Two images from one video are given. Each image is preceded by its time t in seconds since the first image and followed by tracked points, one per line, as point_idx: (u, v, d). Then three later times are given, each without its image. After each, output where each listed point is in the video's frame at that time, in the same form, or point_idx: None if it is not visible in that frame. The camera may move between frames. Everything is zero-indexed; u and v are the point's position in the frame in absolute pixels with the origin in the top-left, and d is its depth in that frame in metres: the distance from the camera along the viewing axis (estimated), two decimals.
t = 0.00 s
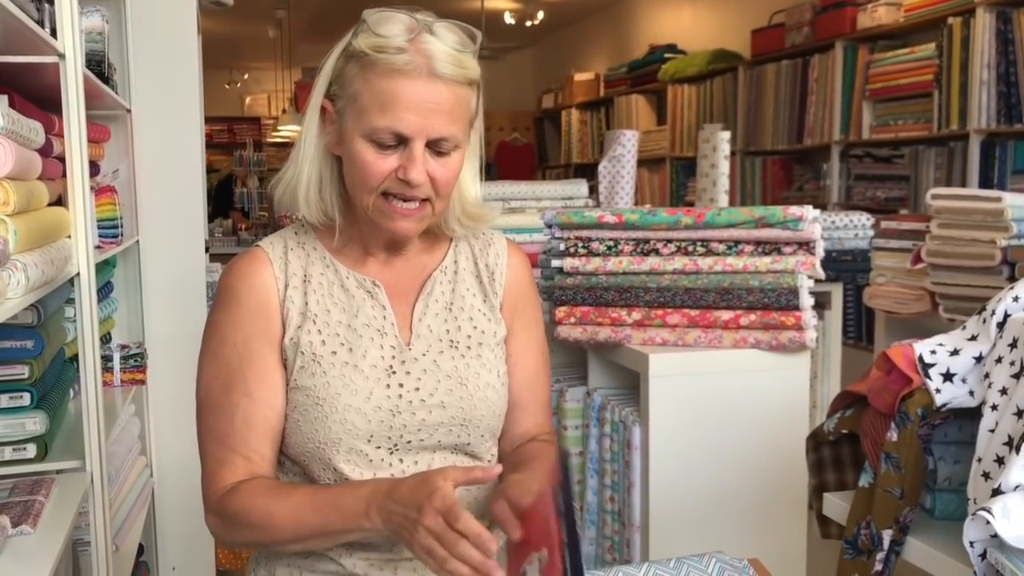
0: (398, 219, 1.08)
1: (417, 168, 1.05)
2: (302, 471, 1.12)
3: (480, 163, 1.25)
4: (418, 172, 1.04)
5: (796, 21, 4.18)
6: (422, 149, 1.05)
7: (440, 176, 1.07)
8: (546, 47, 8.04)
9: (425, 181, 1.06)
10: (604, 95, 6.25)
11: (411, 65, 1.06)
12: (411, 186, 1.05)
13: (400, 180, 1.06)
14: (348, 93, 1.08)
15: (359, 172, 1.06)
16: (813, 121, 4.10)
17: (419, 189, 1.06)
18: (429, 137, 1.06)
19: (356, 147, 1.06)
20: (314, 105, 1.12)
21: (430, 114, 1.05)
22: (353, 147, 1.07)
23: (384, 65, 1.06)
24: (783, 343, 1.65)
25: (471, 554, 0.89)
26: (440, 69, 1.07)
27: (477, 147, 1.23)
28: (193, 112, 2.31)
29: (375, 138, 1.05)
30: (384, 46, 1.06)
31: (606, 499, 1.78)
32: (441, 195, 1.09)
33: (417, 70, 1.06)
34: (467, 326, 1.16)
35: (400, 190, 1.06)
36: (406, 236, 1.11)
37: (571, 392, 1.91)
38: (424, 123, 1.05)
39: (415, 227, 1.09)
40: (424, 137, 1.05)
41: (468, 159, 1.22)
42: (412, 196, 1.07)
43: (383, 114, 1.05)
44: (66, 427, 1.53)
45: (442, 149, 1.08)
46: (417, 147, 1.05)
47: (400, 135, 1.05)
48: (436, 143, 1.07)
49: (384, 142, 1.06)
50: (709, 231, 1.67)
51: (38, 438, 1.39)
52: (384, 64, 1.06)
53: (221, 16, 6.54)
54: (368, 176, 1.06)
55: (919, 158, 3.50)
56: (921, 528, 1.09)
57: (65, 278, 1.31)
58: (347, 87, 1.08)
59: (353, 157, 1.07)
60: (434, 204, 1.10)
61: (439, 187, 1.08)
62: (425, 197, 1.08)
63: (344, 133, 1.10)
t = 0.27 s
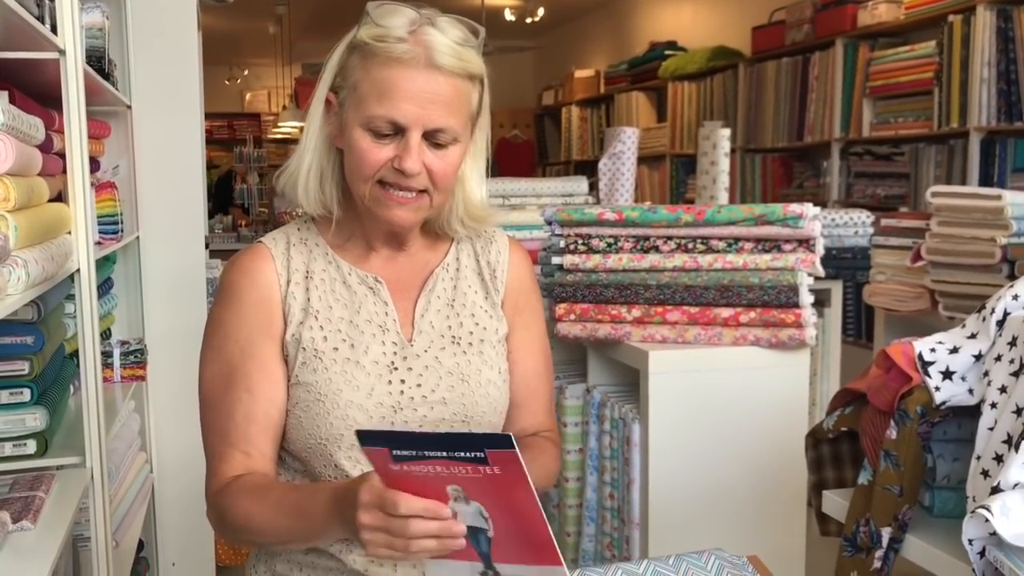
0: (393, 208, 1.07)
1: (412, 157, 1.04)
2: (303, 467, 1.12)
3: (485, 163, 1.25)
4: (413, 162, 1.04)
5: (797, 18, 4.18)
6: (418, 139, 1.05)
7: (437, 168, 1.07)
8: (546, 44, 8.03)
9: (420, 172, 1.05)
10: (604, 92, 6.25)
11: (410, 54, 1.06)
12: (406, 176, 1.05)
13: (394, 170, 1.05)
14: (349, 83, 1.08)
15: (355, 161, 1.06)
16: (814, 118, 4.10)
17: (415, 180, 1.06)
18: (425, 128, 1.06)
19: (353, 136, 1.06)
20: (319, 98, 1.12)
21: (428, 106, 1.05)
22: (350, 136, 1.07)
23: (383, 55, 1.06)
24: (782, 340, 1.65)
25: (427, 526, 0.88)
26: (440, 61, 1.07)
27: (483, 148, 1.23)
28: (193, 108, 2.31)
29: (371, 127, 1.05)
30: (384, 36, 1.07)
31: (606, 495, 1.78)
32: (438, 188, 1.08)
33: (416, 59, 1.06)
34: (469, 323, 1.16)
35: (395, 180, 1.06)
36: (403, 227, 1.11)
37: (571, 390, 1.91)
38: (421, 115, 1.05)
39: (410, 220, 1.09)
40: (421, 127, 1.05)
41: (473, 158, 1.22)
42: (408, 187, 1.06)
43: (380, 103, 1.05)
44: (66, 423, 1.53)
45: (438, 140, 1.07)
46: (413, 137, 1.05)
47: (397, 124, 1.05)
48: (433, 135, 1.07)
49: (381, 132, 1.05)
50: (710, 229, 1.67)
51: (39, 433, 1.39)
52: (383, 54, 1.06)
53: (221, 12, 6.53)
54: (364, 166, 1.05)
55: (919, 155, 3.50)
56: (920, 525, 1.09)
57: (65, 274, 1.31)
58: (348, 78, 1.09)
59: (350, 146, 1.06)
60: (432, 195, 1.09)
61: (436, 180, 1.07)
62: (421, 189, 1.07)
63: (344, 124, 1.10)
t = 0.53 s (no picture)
0: (391, 206, 1.07)
1: (413, 153, 1.04)
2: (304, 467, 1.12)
3: (490, 165, 1.26)
4: (413, 158, 1.04)
5: (799, 19, 4.18)
6: (418, 134, 1.05)
7: (437, 166, 1.07)
8: (547, 44, 8.03)
9: (420, 168, 1.05)
10: (606, 92, 6.24)
11: (413, 50, 1.06)
12: (405, 172, 1.05)
13: (394, 165, 1.05)
14: (354, 79, 1.09)
15: (356, 156, 1.06)
16: (815, 119, 4.10)
17: (415, 176, 1.06)
18: (426, 123, 1.05)
19: (354, 132, 1.06)
20: (325, 96, 1.12)
21: (430, 103, 1.05)
22: (352, 131, 1.07)
23: (387, 51, 1.07)
24: (784, 341, 1.65)
25: (376, 499, 0.89)
26: (443, 57, 1.07)
27: (488, 149, 1.24)
28: (196, 106, 2.32)
29: (372, 121, 1.05)
30: (389, 32, 1.07)
31: (607, 495, 1.78)
32: (438, 186, 1.08)
33: (418, 56, 1.06)
34: (472, 323, 1.16)
35: (395, 175, 1.06)
36: (403, 224, 1.11)
37: (572, 389, 1.91)
38: (422, 111, 1.05)
39: (410, 217, 1.09)
40: (422, 123, 1.05)
41: (479, 159, 1.23)
42: (408, 183, 1.06)
43: (382, 97, 1.05)
44: (69, 421, 1.53)
45: (439, 137, 1.07)
46: (413, 133, 1.05)
47: (398, 119, 1.05)
48: (434, 131, 1.07)
49: (382, 127, 1.05)
50: (712, 229, 1.67)
51: (40, 431, 1.40)
52: (387, 49, 1.07)
53: (223, 12, 6.53)
54: (365, 161, 1.06)
55: (921, 156, 3.50)
56: (922, 525, 1.09)
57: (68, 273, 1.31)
58: (352, 74, 1.09)
59: (351, 142, 1.07)
60: (432, 193, 1.09)
61: (436, 177, 1.07)
62: (422, 185, 1.07)
63: (347, 120, 1.10)
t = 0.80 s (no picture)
0: (393, 207, 1.07)
1: (413, 156, 1.04)
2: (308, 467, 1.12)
3: (493, 166, 1.26)
4: (413, 161, 1.04)
5: (800, 20, 4.18)
6: (419, 137, 1.05)
7: (437, 168, 1.07)
8: (549, 45, 8.04)
9: (421, 171, 1.05)
10: (607, 93, 6.24)
11: (413, 53, 1.06)
12: (406, 175, 1.05)
13: (395, 169, 1.05)
14: (355, 82, 1.09)
15: (357, 159, 1.06)
16: (817, 120, 4.09)
17: (415, 179, 1.06)
18: (427, 127, 1.06)
19: (356, 135, 1.06)
20: (327, 98, 1.12)
21: (430, 106, 1.05)
22: (353, 134, 1.07)
23: (387, 54, 1.07)
24: (785, 342, 1.65)
25: (384, 489, 0.89)
26: (443, 60, 1.07)
27: (490, 150, 1.24)
28: (197, 108, 2.32)
29: (374, 125, 1.05)
30: (390, 35, 1.07)
31: (608, 497, 1.78)
32: (439, 188, 1.09)
33: (419, 59, 1.06)
34: (475, 323, 1.17)
35: (397, 178, 1.06)
36: (404, 224, 1.11)
37: (573, 391, 1.91)
38: (423, 114, 1.05)
39: (411, 218, 1.09)
40: (422, 126, 1.05)
41: (480, 161, 1.23)
42: (409, 185, 1.07)
43: (382, 101, 1.05)
44: (71, 421, 1.53)
45: (440, 139, 1.07)
46: (414, 136, 1.05)
47: (398, 123, 1.05)
48: (435, 134, 1.07)
49: (383, 131, 1.06)
50: (713, 230, 1.67)
51: (43, 432, 1.40)
52: (387, 53, 1.07)
53: (224, 13, 6.53)
54: (366, 164, 1.06)
55: (922, 157, 3.50)
56: (923, 527, 1.09)
57: (70, 274, 1.31)
58: (353, 77, 1.09)
59: (352, 145, 1.07)
60: (433, 195, 1.09)
61: (437, 179, 1.07)
62: (423, 188, 1.07)
63: (349, 123, 1.10)
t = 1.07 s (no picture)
0: (391, 215, 1.08)
1: (410, 167, 1.05)
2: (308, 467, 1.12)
3: (496, 168, 1.25)
4: (410, 172, 1.05)
5: (802, 21, 4.17)
6: (416, 147, 1.05)
7: (434, 178, 1.07)
8: (551, 47, 8.03)
9: (417, 180, 1.06)
10: (609, 94, 6.24)
11: (408, 65, 1.06)
12: (402, 185, 1.06)
13: (393, 179, 1.06)
14: (353, 89, 1.09)
15: (355, 168, 1.07)
16: (818, 122, 4.09)
17: (412, 188, 1.06)
18: (424, 137, 1.06)
19: (354, 143, 1.07)
20: (328, 101, 1.13)
21: (427, 115, 1.05)
22: (351, 143, 1.07)
23: (383, 64, 1.06)
24: (787, 344, 1.65)
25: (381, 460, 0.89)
26: (439, 71, 1.06)
27: (493, 153, 1.23)
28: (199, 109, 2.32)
29: (371, 135, 1.05)
30: (385, 46, 1.07)
31: (609, 499, 1.78)
32: (436, 197, 1.09)
33: (415, 71, 1.06)
34: (476, 325, 1.16)
35: (394, 188, 1.07)
36: (403, 232, 1.12)
37: (574, 392, 1.91)
38: (420, 124, 1.05)
39: (410, 226, 1.10)
40: (419, 137, 1.05)
41: (483, 163, 1.23)
42: (407, 195, 1.07)
43: (379, 112, 1.05)
44: (72, 423, 1.53)
45: (437, 148, 1.07)
46: (411, 147, 1.05)
47: (395, 133, 1.05)
48: (432, 143, 1.07)
49: (380, 141, 1.06)
50: (715, 232, 1.66)
51: (44, 434, 1.40)
52: (384, 64, 1.06)
53: (226, 14, 6.53)
54: (363, 173, 1.06)
55: (924, 159, 3.49)
56: (924, 528, 1.09)
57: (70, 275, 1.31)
58: (352, 83, 1.09)
59: (350, 154, 1.07)
60: (431, 204, 1.09)
61: (434, 188, 1.08)
62: (420, 197, 1.08)
63: (348, 129, 1.10)
